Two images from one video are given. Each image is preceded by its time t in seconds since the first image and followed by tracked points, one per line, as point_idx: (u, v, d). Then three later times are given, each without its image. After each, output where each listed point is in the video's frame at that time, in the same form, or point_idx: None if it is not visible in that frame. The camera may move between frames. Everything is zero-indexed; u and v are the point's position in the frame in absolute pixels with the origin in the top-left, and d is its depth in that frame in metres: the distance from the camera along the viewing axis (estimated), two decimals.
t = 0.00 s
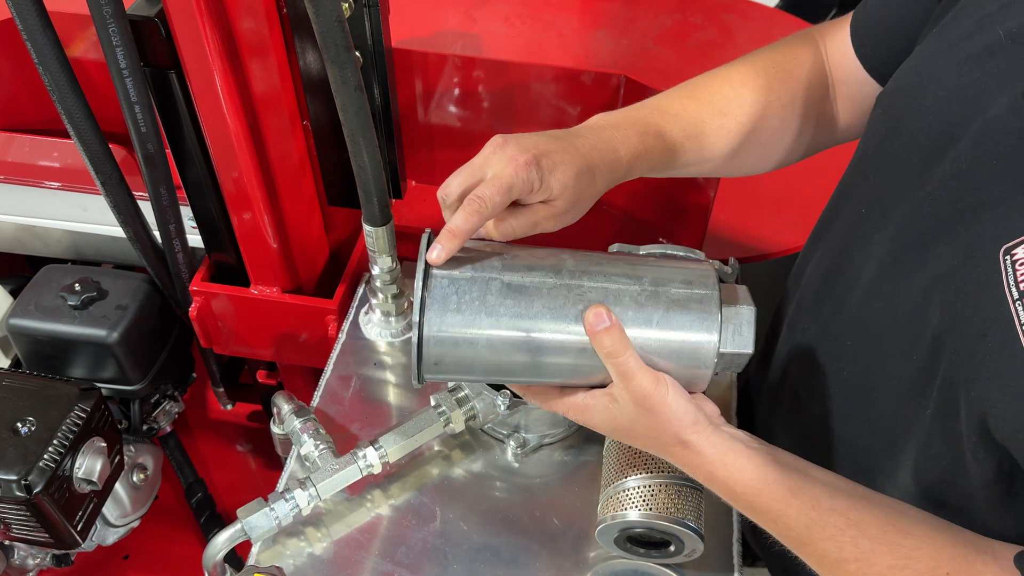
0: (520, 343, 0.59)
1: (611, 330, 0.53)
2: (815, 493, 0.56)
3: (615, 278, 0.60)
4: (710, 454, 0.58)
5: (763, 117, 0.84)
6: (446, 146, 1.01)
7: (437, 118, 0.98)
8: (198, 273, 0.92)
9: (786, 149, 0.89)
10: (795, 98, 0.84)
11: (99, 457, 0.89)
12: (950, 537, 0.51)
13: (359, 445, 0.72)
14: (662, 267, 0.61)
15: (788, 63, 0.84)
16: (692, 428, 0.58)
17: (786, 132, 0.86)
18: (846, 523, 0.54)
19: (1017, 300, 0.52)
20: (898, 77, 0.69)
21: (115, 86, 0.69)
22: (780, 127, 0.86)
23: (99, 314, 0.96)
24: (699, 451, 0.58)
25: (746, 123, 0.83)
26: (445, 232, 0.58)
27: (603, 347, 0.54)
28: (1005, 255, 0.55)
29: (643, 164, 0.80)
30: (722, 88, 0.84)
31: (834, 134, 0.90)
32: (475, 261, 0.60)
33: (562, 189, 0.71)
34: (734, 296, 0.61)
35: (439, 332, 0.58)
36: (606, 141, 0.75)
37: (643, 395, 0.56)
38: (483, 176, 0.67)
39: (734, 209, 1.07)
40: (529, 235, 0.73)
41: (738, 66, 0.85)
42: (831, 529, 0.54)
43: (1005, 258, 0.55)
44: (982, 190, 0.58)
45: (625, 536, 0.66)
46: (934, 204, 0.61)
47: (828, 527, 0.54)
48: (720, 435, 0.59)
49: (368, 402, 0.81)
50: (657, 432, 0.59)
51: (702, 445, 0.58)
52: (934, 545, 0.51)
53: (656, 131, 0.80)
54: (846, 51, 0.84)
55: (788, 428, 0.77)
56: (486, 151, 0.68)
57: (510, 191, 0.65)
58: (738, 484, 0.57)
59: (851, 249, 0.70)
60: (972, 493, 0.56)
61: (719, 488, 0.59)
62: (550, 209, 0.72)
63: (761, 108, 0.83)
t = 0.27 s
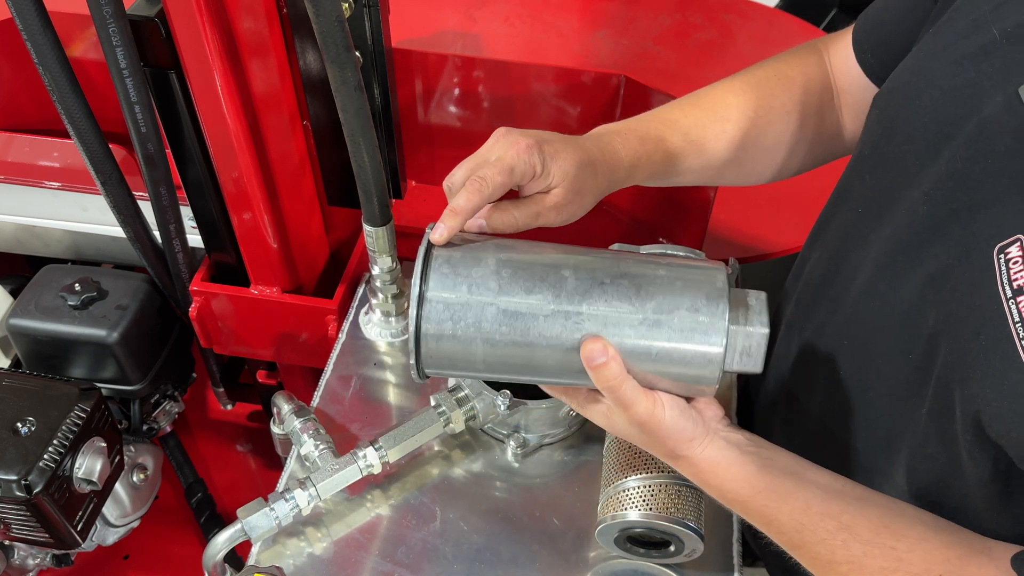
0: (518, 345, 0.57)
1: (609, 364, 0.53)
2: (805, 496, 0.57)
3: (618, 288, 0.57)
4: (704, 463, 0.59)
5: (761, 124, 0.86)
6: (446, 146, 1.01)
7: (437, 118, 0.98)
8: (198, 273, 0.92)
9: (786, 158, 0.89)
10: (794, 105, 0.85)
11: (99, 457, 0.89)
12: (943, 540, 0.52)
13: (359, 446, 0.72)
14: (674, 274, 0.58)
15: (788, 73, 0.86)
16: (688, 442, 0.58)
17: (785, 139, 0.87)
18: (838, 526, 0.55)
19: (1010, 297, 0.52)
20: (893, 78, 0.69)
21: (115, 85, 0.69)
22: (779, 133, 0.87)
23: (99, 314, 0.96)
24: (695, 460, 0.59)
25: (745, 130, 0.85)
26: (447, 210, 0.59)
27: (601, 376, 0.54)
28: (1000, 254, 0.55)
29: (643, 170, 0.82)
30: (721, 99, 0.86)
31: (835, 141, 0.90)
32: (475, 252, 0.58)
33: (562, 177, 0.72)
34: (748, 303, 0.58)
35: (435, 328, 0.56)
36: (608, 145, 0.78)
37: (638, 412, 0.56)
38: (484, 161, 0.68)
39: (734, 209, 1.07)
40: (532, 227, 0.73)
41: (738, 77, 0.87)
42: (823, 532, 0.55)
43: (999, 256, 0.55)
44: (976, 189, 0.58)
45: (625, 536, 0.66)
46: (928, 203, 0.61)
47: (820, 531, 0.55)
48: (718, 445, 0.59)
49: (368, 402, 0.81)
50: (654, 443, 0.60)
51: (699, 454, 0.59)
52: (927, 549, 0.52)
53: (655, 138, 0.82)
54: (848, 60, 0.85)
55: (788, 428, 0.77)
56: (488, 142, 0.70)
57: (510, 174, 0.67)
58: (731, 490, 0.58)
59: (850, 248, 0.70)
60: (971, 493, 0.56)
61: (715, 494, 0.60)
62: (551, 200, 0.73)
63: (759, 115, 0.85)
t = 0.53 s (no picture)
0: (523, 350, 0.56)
1: (606, 413, 0.56)
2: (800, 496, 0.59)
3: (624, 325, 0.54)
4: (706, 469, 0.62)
5: (762, 132, 0.86)
6: (446, 146, 1.01)
7: (437, 118, 0.98)
8: (198, 273, 0.92)
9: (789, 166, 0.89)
10: (792, 111, 0.86)
11: (99, 457, 0.89)
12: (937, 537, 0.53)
13: (359, 446, 0.72)
14: (687, 314, 0.54)
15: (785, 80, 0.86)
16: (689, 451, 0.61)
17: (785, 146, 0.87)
18: (832, 525, 0.58)
19: (1006, 296, 0.52)
20: (891, 78, 0.69)
21: (116, 85, 0.69)
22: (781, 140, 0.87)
23: (99, 314, 0.96)
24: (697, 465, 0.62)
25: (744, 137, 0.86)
26: (460, 199, 0.62)
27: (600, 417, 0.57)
28: (997, 252, 0.54)
29: (648, 176, 0.83)
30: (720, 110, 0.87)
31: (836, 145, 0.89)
32: (484, 253, 0.57)
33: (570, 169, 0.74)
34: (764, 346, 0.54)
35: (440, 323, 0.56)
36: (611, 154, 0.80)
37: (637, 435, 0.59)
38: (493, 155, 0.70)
39: (734, 209, 1.07)
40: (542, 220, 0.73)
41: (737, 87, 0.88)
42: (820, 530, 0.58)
43: (996, 254, 0.54)
44: (973, 189, 0.58)
45: (625, 536, 0.66)
46: (926, 203, 0.61)
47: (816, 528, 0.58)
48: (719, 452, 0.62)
49: (368, 402, 0.81)
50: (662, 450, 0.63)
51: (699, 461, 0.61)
52: (922, 546, 0.53)
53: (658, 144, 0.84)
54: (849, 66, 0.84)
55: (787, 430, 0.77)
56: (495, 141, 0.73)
57: (518, 164, 0.70)
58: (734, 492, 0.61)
59: (850, 248, 0.71)
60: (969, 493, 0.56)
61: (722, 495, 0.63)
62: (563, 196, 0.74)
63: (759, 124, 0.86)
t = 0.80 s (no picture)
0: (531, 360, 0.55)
1: (619, 432, 0.59)
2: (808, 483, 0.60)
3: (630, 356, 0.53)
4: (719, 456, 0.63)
5: (770, 144, 0.86)
6: (446, 146, 1.01)
7: (437, 118, 0.98)
8: (198, 273, 0.92)
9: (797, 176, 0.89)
10: (800, 122, 0.86)
11: (99, 457, 0.89)
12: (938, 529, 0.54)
13: (360, 446, 0.72)
14: (696, 349, 0.52)
15: (791, 92, 0.87)
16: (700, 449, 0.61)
17: (792, 155, 0.87)
18: (837, 512, 0.59)
19: (1006, 295, 0.52)
20: (891, 78, 0.69)
21: (116, 85, 0.69)
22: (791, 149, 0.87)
23: (99, 314, 0.96)
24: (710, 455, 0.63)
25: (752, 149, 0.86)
26: (475, 207, 0.60)
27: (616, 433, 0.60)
28: (997, 250, 0.54)
29: (658, 188, 0.82)
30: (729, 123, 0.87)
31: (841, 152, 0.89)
32: (493, 259, 0.57)
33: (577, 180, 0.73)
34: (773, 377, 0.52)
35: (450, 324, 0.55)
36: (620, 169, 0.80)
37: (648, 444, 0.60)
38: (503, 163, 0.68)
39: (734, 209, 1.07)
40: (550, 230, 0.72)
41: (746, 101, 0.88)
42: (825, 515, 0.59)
43: (997, 253, 0.54)
44: (972, 187, 0.58)
45: (625, 536, 0.66)
46: (925, 202, 0.61)
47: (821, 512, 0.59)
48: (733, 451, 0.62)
49: (368, 402, 0.81)
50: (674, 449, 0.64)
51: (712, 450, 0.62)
52: (925, 536, 0.54)
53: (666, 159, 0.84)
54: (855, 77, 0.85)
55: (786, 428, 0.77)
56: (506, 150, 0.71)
57: (530, 172, 0.68)
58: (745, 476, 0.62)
59: (849, 247, 0.71)
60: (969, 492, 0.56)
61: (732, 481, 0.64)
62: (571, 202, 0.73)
63: (767, 136, 0.86)
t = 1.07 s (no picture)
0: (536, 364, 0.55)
1: (620, 432, 0.58)
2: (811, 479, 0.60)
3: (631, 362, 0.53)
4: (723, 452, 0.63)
5: (776, 153, 0.86)
6: (446, 146, 1.01)
7: (438, 118, 0.98)
8: (198, 273, 0.92)
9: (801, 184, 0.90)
10: (805, 129, 0.86)
11: (99, 457, 0.89)
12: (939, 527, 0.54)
13: (360, 446, 0.72)
14: (696, 356, 0.52)
15: (797, 98, 0.86)
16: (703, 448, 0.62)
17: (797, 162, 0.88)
18: (840, 509, 0.59)
19: (1007, 292, 0.52)
20: (892, 77, 0.69)
21: (115, 85, 0.69)
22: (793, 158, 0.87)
23: (99, 314, 0.96)
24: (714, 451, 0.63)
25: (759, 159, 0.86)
26: (486, 210, 0.65)
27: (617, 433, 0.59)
28: (997, 249, 0.54)
29: (665, 199, 0.84)
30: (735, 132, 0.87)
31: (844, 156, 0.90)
32: (496, 259, 0.57)
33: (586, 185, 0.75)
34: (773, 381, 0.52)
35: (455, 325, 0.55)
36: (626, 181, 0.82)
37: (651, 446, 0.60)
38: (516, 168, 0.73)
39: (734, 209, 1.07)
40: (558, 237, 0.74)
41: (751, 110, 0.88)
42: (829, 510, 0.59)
43: (998, 251, 0.54)
44: (973, 186, 0.58)
45: (625, 536, 0.66)
46: (925, 202, 0.61)
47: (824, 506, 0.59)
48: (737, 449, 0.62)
49: (369, 403, 0.81)
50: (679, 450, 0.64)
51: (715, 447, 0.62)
52: (928, 534, 0.54)
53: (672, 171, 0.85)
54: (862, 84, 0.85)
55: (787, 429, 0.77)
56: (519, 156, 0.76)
57: (542, 178, 0.72)
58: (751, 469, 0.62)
59: (849, 247, 0.71)
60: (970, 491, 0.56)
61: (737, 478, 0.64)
62: (579, 207, 0.75)
63: (774, 144, 0.86)
